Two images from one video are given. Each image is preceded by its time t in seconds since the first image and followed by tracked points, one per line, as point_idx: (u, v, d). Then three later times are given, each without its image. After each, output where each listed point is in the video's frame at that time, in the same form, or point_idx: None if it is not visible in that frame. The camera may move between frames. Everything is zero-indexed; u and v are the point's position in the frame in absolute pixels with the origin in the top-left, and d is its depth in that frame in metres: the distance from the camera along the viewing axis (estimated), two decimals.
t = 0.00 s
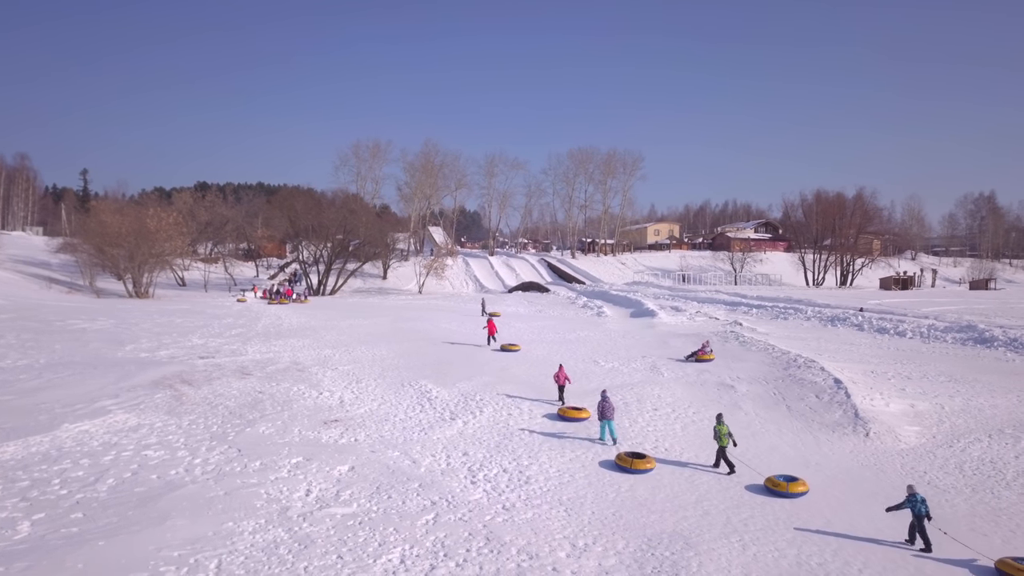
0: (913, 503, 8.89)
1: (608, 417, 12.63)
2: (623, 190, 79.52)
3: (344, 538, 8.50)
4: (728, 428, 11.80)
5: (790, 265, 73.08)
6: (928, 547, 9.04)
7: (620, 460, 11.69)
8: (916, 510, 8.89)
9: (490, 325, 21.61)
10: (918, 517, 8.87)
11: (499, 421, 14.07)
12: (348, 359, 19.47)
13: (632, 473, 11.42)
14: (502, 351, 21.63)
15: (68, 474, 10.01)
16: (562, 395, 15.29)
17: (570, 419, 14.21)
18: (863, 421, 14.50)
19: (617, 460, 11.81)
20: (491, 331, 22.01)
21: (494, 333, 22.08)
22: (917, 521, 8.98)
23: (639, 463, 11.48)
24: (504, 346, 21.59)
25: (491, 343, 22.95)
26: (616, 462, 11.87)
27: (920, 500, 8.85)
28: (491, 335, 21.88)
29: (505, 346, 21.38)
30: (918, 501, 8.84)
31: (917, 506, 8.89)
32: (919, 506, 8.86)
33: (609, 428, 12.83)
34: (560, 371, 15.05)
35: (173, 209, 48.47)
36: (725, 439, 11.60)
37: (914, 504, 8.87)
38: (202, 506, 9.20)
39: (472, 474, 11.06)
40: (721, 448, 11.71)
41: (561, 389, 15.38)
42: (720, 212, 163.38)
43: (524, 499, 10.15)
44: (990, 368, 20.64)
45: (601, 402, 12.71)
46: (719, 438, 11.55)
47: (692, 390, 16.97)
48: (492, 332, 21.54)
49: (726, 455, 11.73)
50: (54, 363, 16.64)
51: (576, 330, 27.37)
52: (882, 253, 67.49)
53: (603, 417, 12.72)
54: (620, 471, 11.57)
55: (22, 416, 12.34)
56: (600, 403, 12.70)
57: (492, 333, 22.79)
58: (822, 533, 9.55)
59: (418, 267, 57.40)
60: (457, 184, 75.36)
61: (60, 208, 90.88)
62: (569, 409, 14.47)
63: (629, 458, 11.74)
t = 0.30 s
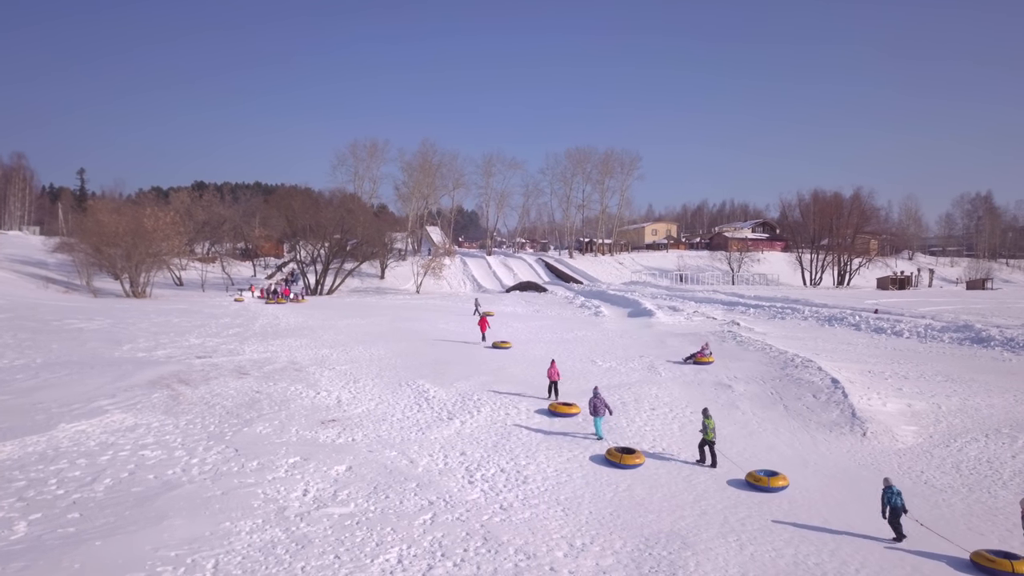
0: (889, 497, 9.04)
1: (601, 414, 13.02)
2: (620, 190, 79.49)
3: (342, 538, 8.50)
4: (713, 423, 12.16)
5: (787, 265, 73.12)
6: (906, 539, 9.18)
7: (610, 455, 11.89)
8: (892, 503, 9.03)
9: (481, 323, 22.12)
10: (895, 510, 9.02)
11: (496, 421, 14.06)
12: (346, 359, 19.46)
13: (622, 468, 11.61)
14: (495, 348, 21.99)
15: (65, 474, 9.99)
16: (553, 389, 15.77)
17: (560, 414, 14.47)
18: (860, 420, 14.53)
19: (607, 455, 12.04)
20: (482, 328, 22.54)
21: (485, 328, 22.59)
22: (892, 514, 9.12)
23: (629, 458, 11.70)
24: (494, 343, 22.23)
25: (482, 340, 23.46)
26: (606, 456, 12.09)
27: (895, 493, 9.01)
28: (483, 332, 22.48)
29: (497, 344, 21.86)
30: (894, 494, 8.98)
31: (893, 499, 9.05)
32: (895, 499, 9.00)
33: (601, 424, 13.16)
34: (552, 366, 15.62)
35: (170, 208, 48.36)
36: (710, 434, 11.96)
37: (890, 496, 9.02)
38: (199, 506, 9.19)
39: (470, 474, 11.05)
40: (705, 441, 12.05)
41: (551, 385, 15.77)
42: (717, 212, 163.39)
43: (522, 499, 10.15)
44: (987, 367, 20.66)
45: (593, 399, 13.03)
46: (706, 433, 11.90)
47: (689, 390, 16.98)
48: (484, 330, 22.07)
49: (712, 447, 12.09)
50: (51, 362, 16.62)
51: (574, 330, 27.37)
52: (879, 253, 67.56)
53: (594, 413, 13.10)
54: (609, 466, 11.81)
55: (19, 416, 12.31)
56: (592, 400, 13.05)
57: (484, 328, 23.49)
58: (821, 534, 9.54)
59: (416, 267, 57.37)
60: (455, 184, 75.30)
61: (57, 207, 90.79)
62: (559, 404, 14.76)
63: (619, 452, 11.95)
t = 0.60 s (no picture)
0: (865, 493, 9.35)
1: (594, 410, 13.29)
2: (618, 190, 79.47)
3: (339, 538, 8.49)
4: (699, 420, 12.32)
5: (785, 264, 73.14)
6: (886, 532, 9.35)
7: (601, 450, 12.12)
8: (868, 499, 9.32)
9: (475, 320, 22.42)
10: (871, 505, 9.31)
11: (494, 421, 14.05)
12: (343, 359, 19.45)
13: (611, 462, 11.84)
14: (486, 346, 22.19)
15: (63, 474, 9.98)
16: (546, 387, 15.89)
17: (553, 409, 14.81)
18: (858, 420, 14.55)
19: (599, 450, 12.30)
20: (476, 327, 22.88)
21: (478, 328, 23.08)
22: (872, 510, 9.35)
23: (619, 452, 11.91)
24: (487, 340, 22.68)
25: (476, 337, 23.63)
26: (598, 451, 12.35)
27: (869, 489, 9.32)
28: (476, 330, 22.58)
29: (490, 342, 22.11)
30: (869, 489, 9.29)
31: (868, 494, 9.34)
32: (870, 494, 9.29)
33: (594, 420, 13.39)
34: (545, 364, 15.71)
35: (167, 208, 48.25)
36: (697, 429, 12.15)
37: (864, 491, 9.33)
38: (196, 506, 9.18)
39: (468, 474, 11.04)
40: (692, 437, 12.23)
41: (545, 384, 15.84)
42: (715, 212, 163.39)
43: (519, 499, 10.14)
44: (984, 367, 20.67)
45: (586, 394, 13.39)
46: (692, 428, 12.06)
47: (687, 390, 16.98)
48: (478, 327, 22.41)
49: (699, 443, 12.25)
50: (48, 362, 16.61)
51: (573, 330, 27.37)
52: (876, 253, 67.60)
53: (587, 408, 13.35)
54: (600, 460, 12.04)
55: (16, 416, 12.30)
56: (585, 394, 13.34)
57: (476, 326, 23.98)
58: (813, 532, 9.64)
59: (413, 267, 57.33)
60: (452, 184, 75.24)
61: (54, 207, 90.71)
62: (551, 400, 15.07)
63: (610, 447, 12.18)
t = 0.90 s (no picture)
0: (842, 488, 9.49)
1: (585, 407, 13.38)
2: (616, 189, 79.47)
3: (337, 538, 8.48)
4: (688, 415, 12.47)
5: (783, 264, 73.18)
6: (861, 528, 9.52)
7: (593, 444, 12.44)
8: (846, 493, 9.47)
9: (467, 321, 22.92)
10: (849, 499, 9.45)
11: (493, 420, 14.04)
12: (341, 359, 19.41)
13: (601, 456, 12.15)
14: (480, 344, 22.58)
15: (60, 474, 9.96)
16: (539, 383, 16.04)
17: (546, 405, 15.08)
18: (856, 420, 14.57)
19: (590, 444, 12.59)
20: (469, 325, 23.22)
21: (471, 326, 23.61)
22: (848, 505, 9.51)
23: (609, 447, 12.20)
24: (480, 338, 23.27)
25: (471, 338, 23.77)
26: (589, 445, 12.63)
27: (848, 484, 9.46)
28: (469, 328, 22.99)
29: (482, 339, 22.59)
30: (846, 484, 9.44)
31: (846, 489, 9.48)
32: (847, 489, 9.43)
33: (587, 416, 13.51)
34: (540, 361, 15.78)
35: (165, 207, 48.18)
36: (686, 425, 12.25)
37: (843, 487, 9.47)
38: (194, 506, 9.17)
39: (466, 474, 11.04)
40: (681, 434, 12.36)
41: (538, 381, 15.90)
42: (712, 212, 163.54)
43: (518, 499, 10.14)
44: (981, 368, 20.69)
45: (577, 392, 13.36)
46: (681, 425, 12.20)
47: (686, 390, 16.99)
48: (470, 327, 22.86)
49: (685, 438, 12.42)
50: (46, 362, 16.58)
51: (571, 330, 27.35)
52: (874, 253, 67.64)
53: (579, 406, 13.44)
54: (592, 454, 12.31)
55: (14, 416, 12.28)
56: (576, 392, 13.34)
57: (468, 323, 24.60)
58: (808, 527, 9.72)
59: (411, 266, 57.32)
60: (450, 184, 75.21)
61: (51, 206, 90.57)
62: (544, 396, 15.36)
63: (601, 441, 12.49)
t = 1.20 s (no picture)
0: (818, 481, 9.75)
1: (577, 403, 13.65)
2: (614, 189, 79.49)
3: (336, 538, 8.49)
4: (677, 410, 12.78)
5: (780, 264, 73.22)
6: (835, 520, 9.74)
7: (583, 437, 12.72)
8: (820, 485, 9.74)
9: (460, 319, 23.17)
10: (823, 491, 9.72)
11: (491, 420, 14.03)
12: (339, 358, 19.37)
13: (592, 449, 12.43)
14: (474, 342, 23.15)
15: (58, 474, 9.95)
16: (533, 380, 16.39)
17: (539, 402, 15.30)
18: (853, 420, 14.58)
19: (580, 438, 12.86)
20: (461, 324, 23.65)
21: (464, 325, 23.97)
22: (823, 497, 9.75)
23: (599, 440, 12.47)
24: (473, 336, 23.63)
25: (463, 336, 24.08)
26: (579, 439, 12.89)
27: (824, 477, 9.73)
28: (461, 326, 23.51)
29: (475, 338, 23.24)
30: (821, 476, 9.72)
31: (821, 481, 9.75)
32: (822, 481, 9.71)
33: (577, 412, 13.78)
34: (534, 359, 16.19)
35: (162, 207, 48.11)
36: (674, 420, 12.58)
37: (818, 479, 9.75)
38: (193, 506, 9.17)
39: (464, 474, 11.03)
40: (669, 428, 12.68)
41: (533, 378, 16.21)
42: (710, 212, 163.58)
43: (516, 499, 10.14)
44: (979, 368, 20.70)
45: (570, 387, 13.70)
46: (670, 420, 12.52)
47: (684, 389, 17.02)
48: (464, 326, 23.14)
49: (674, 433, 12.72)
50: (43, 362, 16.54)
51: (569, 330, 27.33)
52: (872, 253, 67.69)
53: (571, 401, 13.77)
54: (583, 448, 12.60)
55: (11, 416, 12.26)
56: (569, 388, 13.70)
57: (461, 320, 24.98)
58: (805, 527, 9.74)
59: (409, 266, 57.28)
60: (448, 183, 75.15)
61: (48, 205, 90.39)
62: (538, 393, 15.61)
63: (591, 435, 12.77)
